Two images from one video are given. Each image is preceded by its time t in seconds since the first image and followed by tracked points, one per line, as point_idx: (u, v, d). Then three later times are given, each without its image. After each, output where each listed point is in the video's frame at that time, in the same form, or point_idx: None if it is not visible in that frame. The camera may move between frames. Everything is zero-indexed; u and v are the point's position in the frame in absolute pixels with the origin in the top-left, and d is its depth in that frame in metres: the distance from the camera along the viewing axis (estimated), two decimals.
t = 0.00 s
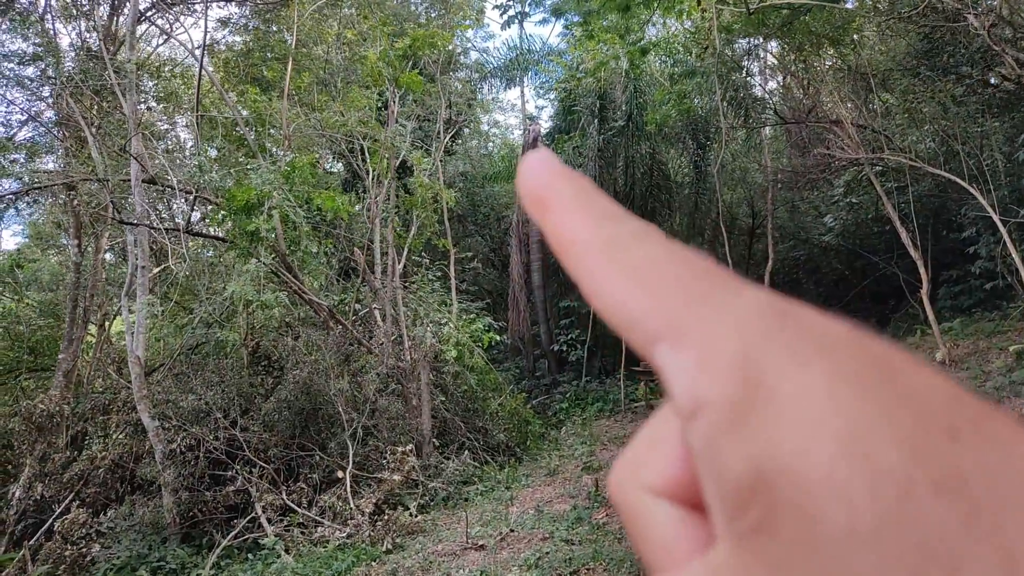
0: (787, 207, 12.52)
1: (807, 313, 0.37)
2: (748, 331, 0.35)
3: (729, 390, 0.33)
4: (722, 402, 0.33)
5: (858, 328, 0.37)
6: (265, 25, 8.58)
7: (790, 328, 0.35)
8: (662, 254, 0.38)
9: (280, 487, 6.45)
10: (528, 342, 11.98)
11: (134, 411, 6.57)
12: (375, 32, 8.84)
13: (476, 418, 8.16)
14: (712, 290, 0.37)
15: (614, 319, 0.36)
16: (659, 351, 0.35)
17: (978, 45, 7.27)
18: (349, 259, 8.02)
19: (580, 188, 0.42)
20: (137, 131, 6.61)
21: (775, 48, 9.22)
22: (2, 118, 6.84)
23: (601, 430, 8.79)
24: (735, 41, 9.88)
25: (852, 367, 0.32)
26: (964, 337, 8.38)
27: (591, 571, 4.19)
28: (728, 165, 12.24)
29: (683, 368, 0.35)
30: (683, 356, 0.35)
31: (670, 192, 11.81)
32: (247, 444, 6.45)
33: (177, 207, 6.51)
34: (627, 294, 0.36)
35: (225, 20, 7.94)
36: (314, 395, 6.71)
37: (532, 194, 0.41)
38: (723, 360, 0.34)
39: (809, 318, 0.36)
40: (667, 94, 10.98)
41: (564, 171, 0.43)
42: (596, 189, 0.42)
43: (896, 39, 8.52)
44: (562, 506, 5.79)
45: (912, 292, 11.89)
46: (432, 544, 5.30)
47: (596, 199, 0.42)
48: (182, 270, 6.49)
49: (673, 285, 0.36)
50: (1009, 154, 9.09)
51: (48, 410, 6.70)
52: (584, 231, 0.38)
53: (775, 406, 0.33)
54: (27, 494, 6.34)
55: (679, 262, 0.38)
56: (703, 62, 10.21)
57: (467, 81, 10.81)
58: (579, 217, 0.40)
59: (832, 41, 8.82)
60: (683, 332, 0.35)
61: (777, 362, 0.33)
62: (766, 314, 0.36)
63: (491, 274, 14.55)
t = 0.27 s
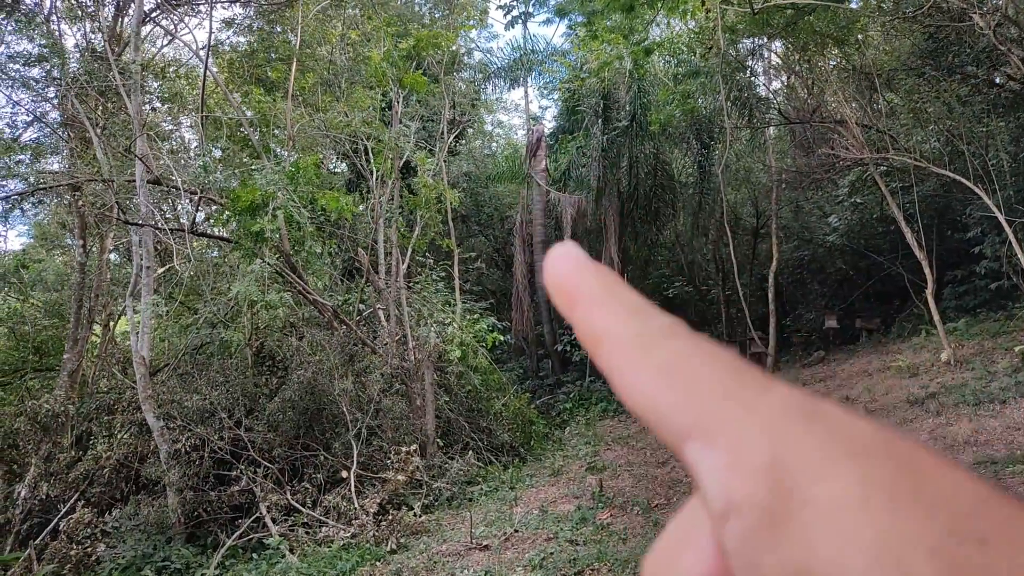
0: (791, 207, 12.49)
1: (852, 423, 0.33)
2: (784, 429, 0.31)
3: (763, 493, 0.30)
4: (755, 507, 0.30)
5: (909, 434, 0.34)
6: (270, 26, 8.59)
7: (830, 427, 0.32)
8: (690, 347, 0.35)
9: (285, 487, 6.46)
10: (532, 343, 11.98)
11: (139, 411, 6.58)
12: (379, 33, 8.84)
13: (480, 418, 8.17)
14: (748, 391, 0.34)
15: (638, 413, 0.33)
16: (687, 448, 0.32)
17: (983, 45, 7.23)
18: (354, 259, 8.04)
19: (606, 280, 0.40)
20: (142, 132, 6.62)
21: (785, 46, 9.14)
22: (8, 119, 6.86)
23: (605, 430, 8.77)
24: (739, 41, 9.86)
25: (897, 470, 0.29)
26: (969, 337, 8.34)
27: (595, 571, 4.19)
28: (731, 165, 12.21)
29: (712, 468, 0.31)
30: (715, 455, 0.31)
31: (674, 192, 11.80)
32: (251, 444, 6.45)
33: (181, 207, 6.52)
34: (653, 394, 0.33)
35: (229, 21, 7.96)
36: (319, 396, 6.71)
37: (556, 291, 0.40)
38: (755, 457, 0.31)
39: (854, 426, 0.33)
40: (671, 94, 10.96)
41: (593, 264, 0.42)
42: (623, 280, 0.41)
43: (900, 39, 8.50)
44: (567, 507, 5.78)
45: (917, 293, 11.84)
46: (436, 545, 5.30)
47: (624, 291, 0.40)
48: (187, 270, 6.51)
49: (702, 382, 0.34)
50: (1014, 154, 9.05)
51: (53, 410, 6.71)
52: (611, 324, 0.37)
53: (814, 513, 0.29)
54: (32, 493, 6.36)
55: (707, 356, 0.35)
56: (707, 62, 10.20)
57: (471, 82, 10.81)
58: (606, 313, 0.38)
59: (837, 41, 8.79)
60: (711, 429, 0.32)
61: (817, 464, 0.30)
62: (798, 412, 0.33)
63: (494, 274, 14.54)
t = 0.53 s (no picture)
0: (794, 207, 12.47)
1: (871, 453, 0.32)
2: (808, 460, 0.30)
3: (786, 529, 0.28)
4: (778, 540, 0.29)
5: (934, 463, 0.32)
6: (273, 26, 8.59)
7: (854, 459, 0.31)
8: (709, 374, 0.34)
9: (288, 487, 6.46)
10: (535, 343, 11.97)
11: (142, 411, 6.60)
12: (382, 34, 8.84)
13: (483, 418, 8.17)
14: (765, 420, 0.33)
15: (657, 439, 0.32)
16: (706, 477, 0.30)
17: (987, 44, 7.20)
18: (356, 260, 8.05)
19: (616, 298, 0.39)
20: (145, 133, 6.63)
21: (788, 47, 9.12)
22: (11, 120, 6.87)
23: (608, 431, 8.76)
24: (742, 41, 9.85)
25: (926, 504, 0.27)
26: (973, 337, 8.31)
27: (598, 572, 4.18)
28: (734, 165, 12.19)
29: (734, 497, 0.30)
30: (737, 483, 0.30)
31: (676, 192, 11.78)
32: (254, 445, 6.46)
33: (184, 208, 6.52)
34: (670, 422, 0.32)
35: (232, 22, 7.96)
36: (321, 396, 6.71)
37: (571, 309, 0.39)
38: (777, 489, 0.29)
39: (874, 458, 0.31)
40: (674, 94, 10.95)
41: (599, 279, 0.40)
42: (634, 299, 0.39)
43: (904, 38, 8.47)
44: (570, 507, 5.78)
45: (921, 293, 11.81)
46: (439, 545, 5.30)
47: (638, 312, 0.39)
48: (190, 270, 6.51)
49: (720, 410, 0.33)
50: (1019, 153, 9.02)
51: (57, 411, 6.73)
52: (627, 348, 0.35)
53: (839, 553, 0.28)
54: (37, 493, 6.38)
55: (727, 382, 0.34)
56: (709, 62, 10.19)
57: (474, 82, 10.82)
58: (620, 335, 0.37)
59: (840, 40, 8.77)
60: (732, 456, 0.31)
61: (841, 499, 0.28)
62: (828, 442, 0.31)
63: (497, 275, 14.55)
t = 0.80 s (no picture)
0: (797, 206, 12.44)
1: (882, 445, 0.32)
2: (817, 452, 0.30)
3: (804, 517, 0.28)
4: (787, 533, 0.28)
5: (953, 454, 0.31)
6: (276, 26, 8.60)
7: (863, 447, 0.30)
8: (718, 367, 0.34)
9: (291, 486, 6.47)
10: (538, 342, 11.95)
11: (145, 410, 6.60)
12: (385, 33, 8.85)
13: (485, 417, 8.17)
14: (766, 409, 0.32)
15: (662, 430, 0.32)
16: (716, 468, 0.30)
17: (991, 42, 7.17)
18: (359, 258, 8.05)
19: (622, 291, 0.40)
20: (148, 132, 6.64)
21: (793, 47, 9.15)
22: (15, 118, 6.90)
23: (610, 430, 8.76)
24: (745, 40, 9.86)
25: (937, 495, 0.26)
26: (977, 336, 8.28)
27: (601, 571, 4.17)
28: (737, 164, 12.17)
29: (747, 487, 0.30)
30: (747, 476, 0.30)
31: (679, 191, 11.76)
32: (257, 443, 6.47)
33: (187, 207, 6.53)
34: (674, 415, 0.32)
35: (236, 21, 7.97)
36: (324, 395, 6.71)
37: (573, 295, 0.39)
38: (791, 480, 0.29)
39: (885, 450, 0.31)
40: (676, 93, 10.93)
41: (607, 274, 0.41)
42: (638, 291, 0.39)
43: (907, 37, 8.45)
44: (572, 506, 5.78)
45: (924, 292, 11.77)
46: (442, 544, 5.30)
47: (644, 303, 0.40)
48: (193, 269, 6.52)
49: (726, 399, 0.32)
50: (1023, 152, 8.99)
51: (60, 409, 6.74)
52: (637, 339, 0.35)
53: (852, 546, 0.27)
54: (40, 492, 6.40)
55: (737, 375, 0.34)
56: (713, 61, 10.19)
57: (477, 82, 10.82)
58: (628, 323, 0.36)
59: (844, 39, 8.75)
60: (739, 448, 0.30)
61: (855, 490, 0.28)
62: (835, 435, 0.31)
63: (500, 274, 14.55)
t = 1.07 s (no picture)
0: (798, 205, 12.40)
1: (809, 550, 0.51)
2: (743, 525, 0.52)
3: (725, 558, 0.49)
4: (712, 560, 0.50)
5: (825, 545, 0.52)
6: (276, 24, 8.57)
7: (768, 529, 0.51)
8: (695, 469, 0.57)
9: (290, 486, 6.45)
10: (538, 342, 11.94)
11: (144, 410, 6.60)
12: (385, 32, 8.82)
13: (486, 417, 8.15)
14: (736, 520, 0.52)
15: (650, 493, 0.54)
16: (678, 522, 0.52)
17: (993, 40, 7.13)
18: (359, 258, 8.03)
19: (644, 411, 0.63)
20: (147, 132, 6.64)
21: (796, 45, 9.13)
22: (15, 118, 6.87)
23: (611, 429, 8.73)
24: (746, 38, 9.83)
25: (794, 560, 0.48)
26: (979, 335, 8.24)
27: (601, 571, 4.15)
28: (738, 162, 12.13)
29: (694, 538, 0.51)
30: (693, 532, 0.51)
31: (680, 190, 11.73)
32: (256, 443, 6.45)
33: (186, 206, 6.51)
34: (677, 521, 0.51)
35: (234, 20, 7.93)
36: (324, 395, 6.70)
37: (609, 427, 0.59)
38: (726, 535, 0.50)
39: (808, 555, 0.51)
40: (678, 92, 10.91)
41: (634, 397, 0.64)
42: (657, 414, 0.63)
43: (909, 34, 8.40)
44: (572, 506, 5.75)
45: (926, 291, 11.72)
46: (441, 544, 5.27)
47: (656, 417, 0.62)
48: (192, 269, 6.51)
49: (700, 486, 0.55)
50: None
51: (60, 409, 6.73)
52: (646, 448, 0.58)
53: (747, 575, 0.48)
54: (39, 492, 6.39)
55: (706, 473, 0.56)
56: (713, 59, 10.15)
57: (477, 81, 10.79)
58: (650, 455, 0.56)
59: (845, 37, 8.71)
60: (696, 511, 0.53)
61: (756, 543, 0.49)
62: (758, 523, 0.52)
63: (500, 273, 14.52)
